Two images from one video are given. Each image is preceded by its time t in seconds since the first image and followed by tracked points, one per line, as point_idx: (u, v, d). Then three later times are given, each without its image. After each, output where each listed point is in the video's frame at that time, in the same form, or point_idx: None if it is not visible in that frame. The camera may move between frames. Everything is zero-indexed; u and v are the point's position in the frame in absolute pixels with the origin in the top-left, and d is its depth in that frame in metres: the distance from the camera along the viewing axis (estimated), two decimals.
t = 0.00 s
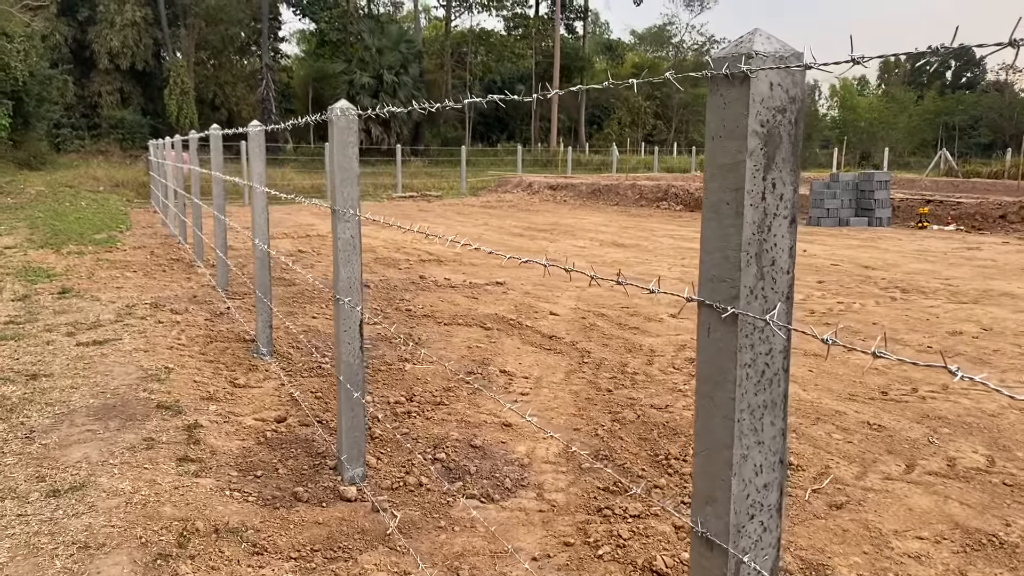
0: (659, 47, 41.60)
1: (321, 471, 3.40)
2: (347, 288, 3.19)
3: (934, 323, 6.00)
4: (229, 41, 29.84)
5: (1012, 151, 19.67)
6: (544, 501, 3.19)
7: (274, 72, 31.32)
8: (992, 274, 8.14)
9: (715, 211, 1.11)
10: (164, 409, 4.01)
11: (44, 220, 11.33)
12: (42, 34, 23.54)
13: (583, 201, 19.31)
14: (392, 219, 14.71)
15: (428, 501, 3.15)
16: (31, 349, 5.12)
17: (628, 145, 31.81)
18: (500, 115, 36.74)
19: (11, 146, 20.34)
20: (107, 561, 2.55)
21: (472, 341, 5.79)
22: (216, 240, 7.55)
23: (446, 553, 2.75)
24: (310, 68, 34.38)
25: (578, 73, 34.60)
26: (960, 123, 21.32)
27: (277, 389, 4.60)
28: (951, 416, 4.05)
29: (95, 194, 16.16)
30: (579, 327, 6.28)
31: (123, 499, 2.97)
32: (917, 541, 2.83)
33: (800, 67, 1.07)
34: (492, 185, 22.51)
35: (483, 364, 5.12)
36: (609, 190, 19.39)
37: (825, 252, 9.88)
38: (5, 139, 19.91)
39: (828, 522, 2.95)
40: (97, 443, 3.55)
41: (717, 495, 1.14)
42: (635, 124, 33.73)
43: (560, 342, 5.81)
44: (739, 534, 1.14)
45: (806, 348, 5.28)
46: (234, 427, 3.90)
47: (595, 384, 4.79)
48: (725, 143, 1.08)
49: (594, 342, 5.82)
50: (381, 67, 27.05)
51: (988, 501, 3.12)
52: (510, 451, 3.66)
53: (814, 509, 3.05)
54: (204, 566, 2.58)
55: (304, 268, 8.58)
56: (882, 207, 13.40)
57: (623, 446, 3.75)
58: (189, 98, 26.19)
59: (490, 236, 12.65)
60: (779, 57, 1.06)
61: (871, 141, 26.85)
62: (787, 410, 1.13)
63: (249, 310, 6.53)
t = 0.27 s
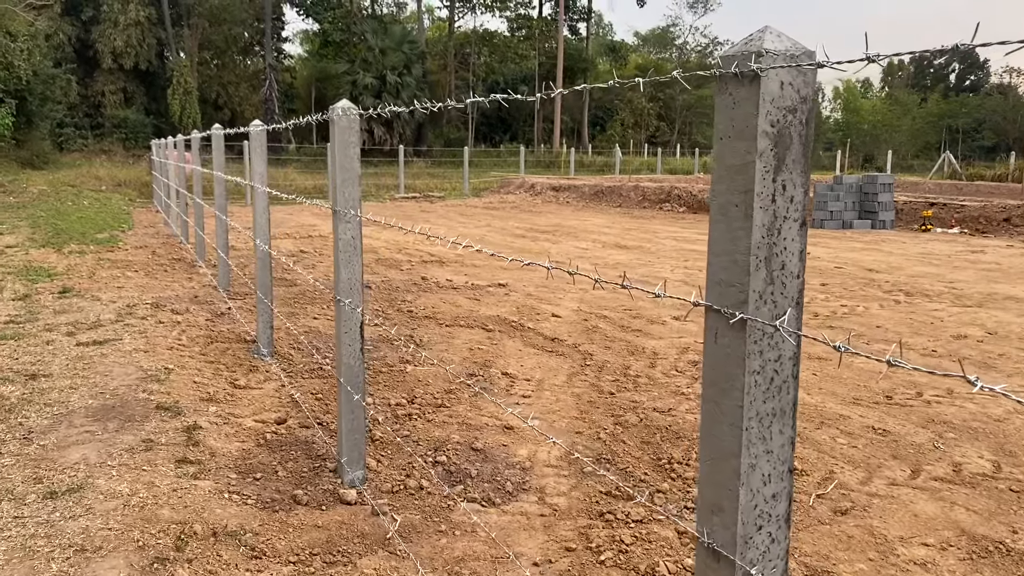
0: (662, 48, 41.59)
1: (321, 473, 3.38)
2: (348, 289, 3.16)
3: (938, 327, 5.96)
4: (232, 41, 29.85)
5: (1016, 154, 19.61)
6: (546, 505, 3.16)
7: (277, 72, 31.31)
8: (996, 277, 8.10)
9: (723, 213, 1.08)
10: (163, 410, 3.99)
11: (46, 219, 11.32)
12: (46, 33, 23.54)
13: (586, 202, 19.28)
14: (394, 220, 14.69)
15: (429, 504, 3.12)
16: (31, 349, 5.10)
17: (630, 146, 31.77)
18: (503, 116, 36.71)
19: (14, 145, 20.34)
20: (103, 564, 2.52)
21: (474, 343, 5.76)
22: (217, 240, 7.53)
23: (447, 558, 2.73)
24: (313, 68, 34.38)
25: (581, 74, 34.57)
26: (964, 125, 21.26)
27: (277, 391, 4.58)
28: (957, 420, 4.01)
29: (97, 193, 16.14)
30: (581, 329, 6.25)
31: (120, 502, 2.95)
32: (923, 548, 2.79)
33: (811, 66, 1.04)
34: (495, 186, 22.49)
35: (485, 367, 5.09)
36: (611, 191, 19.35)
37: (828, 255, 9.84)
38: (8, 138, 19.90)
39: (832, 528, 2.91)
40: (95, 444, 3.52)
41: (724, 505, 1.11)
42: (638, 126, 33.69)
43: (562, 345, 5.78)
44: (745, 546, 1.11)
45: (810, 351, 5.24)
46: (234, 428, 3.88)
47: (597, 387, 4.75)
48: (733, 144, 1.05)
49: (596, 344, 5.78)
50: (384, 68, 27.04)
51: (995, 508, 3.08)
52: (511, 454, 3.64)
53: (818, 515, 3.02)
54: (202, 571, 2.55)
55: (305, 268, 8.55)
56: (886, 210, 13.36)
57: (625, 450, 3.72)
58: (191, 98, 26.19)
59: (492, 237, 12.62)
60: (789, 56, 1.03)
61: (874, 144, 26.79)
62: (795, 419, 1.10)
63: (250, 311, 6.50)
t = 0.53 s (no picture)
0: (664, 49, 41.60)
1: (323, 476, 3.35)
2: (350, 291, 3.13)
3: (943, 329, 5.93)
4: (233, 41, 29.85)
5: (1017, 155, 19.59)
6: (551, 509, 3.13)
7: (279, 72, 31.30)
8: (999, 279, 8.06)
9: (742, 216, 1.05)
10: (164, 411, 3.96)
11: (46, 218, 11.29)
12: (47, 32, 23.53)
13: (587, 203, 19.26)
14: (396, 220, 14.67)
15: (432, 508, 3.09)
16: (31, 349, 5.07)
17: (631, 147, 31.75)
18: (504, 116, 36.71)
19: (15, 144, 20.31)
20: (103, 569, 2.49)
21: (476, 344, 5.73)
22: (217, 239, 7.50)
23: (450, 563, 2.70)
24: (314, 68, 34.37)
25: (582, 75, 34.53)
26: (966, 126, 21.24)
27: (279, 392, 4.55)
28: (963, 424, 3.97)
29: (98, 192, 16.11)
30: (584, 331, 6.23)
31: (121, 505, 2.92)
32: (931, 553, 2.75)
33: (833, 64, 1.01)
34: (496, 187, 22.47)
35: (487, 368, 5.07)
36: (613, 192, 19.33)
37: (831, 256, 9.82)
38: (9, 137, 19.85)
39: (840, 533, 2.88)
40: (95, 446, 3.49)
41: (741, 516, 1.08)
42: (639, 126, 33.66)
43: (565, 346, 5.76)
44: (764, 558, 1.08)
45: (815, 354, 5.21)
46: (235, 430, 3.85)
47: (600, 389, 4.72)
48: (753, 144, 1.02)
49: (599, 346, 5.76)
50: (385, 68, 27.03)
51: (1004, 513, 3.05)
52: (515, 457, 3.61)
53: (825, 520, 2.99)
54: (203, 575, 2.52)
55: (307, 268, 8.53)
56: (889, 211, 13.33)
57: (630, 453, 3.69)
58: (193, 98, 26.16)
59: (494, 238, 12.60)
60: (810, 54, 1.00)
61: (876, 145, 26.78)
62: (815, 427, 1.07)
63: (251, 311, 6.47)
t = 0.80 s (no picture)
0: (662, 50, 41.61)
1: (327, 482, 3.33)
2: (355, 295, 3.11)
3: (946, 332, 5.89)
4: (232, 41, 29.81)
5: (1016, 157, 19.57)
6: (557, 515, 3.11)
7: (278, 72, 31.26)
8: (1001, 281, 8.03)
9: (768, 227, 1.03)
10: (166, 416, 3.93)
11: (45, 219, 11.25)
12: (45, 32, 23.46)
13: (586, 204, 19.23)
14: (395, 222, 14.64)
15: (438, 515, 3.07)
16: (32, 352, 5.04)
17: (631, 148, 31.74)
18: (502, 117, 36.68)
19: (13, 144, 20.26)
20: None
21: (478, 346, 5.70)
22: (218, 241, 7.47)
23: (457, 571, 2.68)
24: (313, 68, 34.33)
25: (580, 75, 34.49)
26: (964, 128, 21.23)
27: (281, 395, 4.53)
28: (969, 429, 3.92)
29: (96, 192, 16.07)
30: (586, 333, 6.20)
31: (124, 511, 2.89)
32: (940, 561, 2.70)
33: (861, 73, 0.99)
34: (495, 187, 22.45)
35: (490, 371, 5.04)
36: (612, 193, 19.29)
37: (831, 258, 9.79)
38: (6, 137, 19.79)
39: (848, 540, 2.84)
40: (97, 451, 3.46)
41: (767, 534, 1.06)
42: (637, 127, 33.63)
43: (567, 349, 5.74)
44: None
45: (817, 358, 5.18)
46: (238, 434, 3.83)
47: (604, 393, 4.70)
48: (780, 154, 1.00)
49: (602, 349, 5.73)
50: (384, 68, 26.98)
51: (1013, 520, 2.99)
52: (519, 462, 3.59)
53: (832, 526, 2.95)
54: None
55: (307, 270, 8.49)
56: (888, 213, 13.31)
57: (635, 457, 3.67)
58: (191, 98, 26.10)
59: (494, 239, 12.56)
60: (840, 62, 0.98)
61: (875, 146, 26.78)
62: (843, 444, 1.04)
63: (252, 314, 6.44)
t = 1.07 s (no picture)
0: (659, 49, 41.62)
1: (330, 485, 3.31)
2: (359, 297, 3.09)
3: (947, 332, 5.83)
4: (229, 40, 29.74)
5: (1014, 156, 19.55)
6: (561, 519, 3.09)
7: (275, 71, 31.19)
8: (1001, 281, 8.00)
9: (792, 233, 1.01)
10: (167, 418, 3.91)
11: (42, 219, 11.21)
12: (41, 30, 23.38)
13: (584, 203, 19.20)
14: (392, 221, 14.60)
15: (442, 519, 3.05)
16: (30, 353, 5.01)
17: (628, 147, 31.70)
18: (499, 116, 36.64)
19: (9, 143, 20.19)
20: None
21: (479, 347, 5.68)
22: (217, 241, 7.44)
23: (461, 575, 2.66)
24: (310, 67, 34.27)
25: (578, 74, 34.44)
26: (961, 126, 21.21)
27: (281, 397, 4.50)
28: (973, 430, 3.86)
29: (94, 192, 16.03)
30: (587, 334, 6.18)
31: (126, 515, 2.87)
32: (948, 564, 2.65)
33: (889, 75, 0.97)
34: (492, 187, 22.41)
35: (492, 373, 5.02)
36: (610, 192, 19.27)
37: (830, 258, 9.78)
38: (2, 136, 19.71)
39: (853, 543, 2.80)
40: (98, 454, 3.44)
41: (790, 546, 1.04)
42: (635, 127, 33.57)
43: (569, 349, 5.72)
44: None
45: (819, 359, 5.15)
46: (239, 437, 3.80)
47: (606, 394, 4.68)
48: (806, 159, 0.98)
49: (603, 349, 5.71)
50: (381, 67, 26.93)
51: (1020, 523, 2.94)
52: (523, 464, 3.57)
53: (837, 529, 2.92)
54: None
55: (306, 270, 8.46)
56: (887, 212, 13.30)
57: (639, 460, 3.65)
58: (188, 96, 26.02)
59: (492, 239, 12.53)
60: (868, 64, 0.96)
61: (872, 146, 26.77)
62: (869, 452, 1.03)
63: (251, 314, 6.41)
